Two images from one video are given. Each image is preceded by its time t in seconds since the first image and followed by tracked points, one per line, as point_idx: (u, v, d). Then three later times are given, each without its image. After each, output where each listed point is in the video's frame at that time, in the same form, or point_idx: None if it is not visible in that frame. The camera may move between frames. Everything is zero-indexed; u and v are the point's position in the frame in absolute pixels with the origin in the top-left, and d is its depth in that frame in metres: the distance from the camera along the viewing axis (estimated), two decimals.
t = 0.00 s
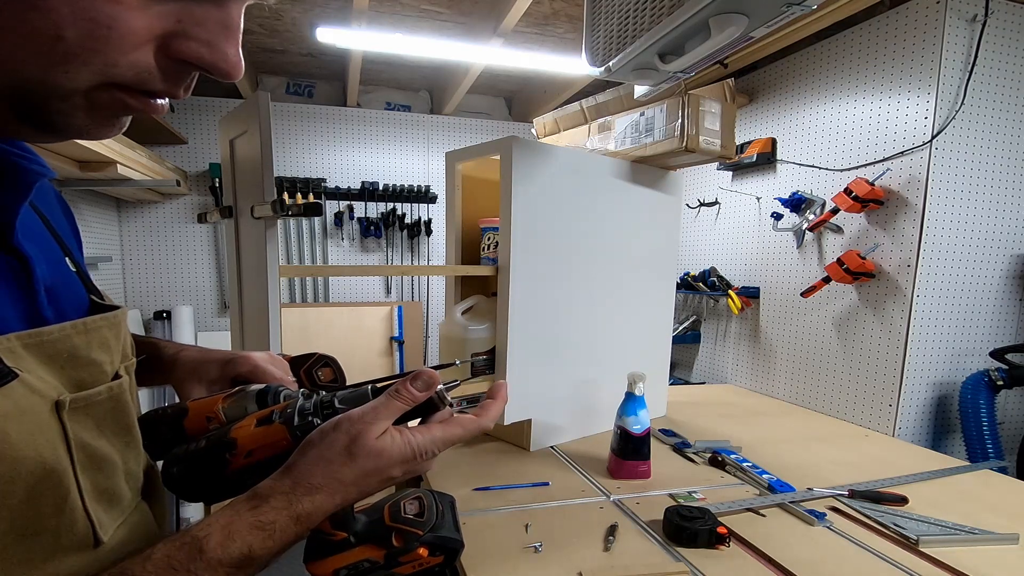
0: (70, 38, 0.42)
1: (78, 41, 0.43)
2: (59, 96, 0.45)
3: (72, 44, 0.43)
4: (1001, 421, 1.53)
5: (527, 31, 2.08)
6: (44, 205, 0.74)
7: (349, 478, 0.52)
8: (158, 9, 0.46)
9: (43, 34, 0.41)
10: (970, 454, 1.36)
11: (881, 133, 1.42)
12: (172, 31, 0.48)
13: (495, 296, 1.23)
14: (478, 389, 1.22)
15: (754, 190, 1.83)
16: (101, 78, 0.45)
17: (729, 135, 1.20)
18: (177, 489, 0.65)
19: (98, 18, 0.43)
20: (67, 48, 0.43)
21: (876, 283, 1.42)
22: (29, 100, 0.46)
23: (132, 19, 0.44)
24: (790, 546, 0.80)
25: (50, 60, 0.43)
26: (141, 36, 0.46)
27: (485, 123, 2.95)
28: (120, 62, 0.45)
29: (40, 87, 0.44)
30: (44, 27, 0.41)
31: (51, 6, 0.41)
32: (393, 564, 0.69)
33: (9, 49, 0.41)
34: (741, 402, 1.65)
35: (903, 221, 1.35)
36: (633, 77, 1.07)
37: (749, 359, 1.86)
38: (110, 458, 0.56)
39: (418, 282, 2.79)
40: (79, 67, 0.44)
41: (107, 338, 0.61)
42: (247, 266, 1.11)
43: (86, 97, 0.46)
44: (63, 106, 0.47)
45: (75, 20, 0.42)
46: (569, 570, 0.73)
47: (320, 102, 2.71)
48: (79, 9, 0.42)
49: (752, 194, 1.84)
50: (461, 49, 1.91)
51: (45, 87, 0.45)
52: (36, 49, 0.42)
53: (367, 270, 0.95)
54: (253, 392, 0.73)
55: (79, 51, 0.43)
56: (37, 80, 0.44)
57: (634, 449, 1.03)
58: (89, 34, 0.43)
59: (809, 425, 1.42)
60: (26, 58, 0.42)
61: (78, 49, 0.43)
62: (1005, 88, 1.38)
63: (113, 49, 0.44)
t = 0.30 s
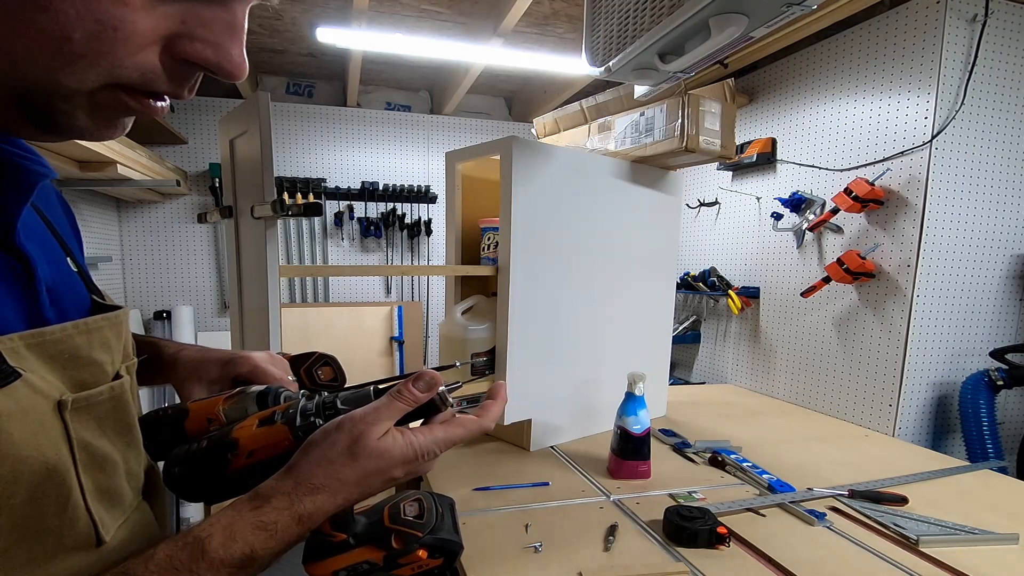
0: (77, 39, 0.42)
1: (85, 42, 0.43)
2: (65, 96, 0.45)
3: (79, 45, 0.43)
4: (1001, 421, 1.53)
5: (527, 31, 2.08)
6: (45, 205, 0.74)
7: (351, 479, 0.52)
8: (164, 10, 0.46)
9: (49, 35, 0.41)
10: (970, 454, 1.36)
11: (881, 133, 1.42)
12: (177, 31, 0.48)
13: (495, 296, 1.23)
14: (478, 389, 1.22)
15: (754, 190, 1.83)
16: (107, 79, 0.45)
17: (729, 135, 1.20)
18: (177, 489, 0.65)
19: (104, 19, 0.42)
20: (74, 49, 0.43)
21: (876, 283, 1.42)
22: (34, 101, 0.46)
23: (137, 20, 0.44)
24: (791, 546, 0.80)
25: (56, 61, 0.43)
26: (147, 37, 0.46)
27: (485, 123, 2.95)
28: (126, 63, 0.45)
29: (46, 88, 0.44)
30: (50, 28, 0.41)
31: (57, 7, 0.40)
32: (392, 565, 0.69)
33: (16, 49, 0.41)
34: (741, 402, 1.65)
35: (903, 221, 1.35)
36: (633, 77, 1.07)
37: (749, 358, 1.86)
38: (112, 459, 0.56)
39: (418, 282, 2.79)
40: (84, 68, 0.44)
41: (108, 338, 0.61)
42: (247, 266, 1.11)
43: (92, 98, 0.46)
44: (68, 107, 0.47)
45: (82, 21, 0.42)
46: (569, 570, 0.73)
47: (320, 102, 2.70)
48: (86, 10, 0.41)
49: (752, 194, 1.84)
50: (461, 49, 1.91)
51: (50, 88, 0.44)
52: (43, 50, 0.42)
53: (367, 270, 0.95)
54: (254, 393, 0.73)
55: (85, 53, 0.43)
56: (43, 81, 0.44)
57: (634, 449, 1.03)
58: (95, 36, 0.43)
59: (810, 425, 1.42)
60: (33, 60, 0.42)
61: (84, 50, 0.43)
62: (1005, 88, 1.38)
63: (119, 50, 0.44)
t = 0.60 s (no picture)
0: (80, 39, 0.42)
1: (88, 41, 0.43)
2: (67, 95, 0.45)
3: (82, 45, 0.43)
4: (1002, 421, 1.53)
5: (526, 31, 2.08)
6: (46, 205, 0.74)
7: (352, 477, 0.52)
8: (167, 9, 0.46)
9: (52, 34, 0.41)
10: (970, 454, 1.36)
11: (881, 133, 1.42)
12: (179, 30, 0.48)
13: (495, 296, 1.23)
14: (478, 389, 1.22)
15: (754, 190, 1.83)
16: (110, 79, 0.45)
17: (729, 135, 1.20)
18: (178, 488, 0.65)
19: (107, 18, 0.43)
20: (78, 48, 0.43)
21: (876, 283, 1.42)
22: (37, 100, 0.46)
23: (140, 20, 0.44)
24: (791, 546, 0.80)
25: (59, 60, 0.43)
26: (150, 36, 0.46)
27: (485, 123, 2.95)
28: (128, 63, 0.45)
29: (48, 87, 0.44)
30: (54, 27, 0.41)
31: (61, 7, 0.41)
32: (392, 564, 0.69)
33: (19, 48, 0.41)
34: (741, 401, 1.65)
35: (903, 221, 1.35)
36: (633, 77, 1.07)
37: (749, 358, 1.86)
38: (113, 457, 0.56)
39: (418, 282, 2.79)
40: (87, 67, 0.44)
41: (109, 338, 0.61)
42: (247, 266, 1.11)
43: (93, 96, 0.46)
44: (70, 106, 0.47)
45: (85, 20, 0.42)
46: (569, 570, 0.73)
47: (320, 102, 2.70)
48: (89, 10, 0.42)
49: (752, 194, 1.84)
50: (461, 49, 1.91)
51: (53, 87, 0.44)
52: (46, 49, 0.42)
53: (367, 270, 0.95)
54: (255, 392, 0.73)
55: (89, 52, 0.43)
56: (46, 80, 0.44)
57: (634, 449, 1.03)
58: (99, 35, 0.43)
59: (810, 425, 1.42)
60: (37, 59, 0.42)
61: (87, 49, 0.43)
62: (1006, 88, 1.38)
63: (122, 50, 0.44)
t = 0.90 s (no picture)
0: (87, 40, 0.42)
1: (95, 42, 0.43)
2: (73, 96, 0.45)
3: (88, 46, 0.43)
4: (1001, 421, 1.53)
5: (526, 31, 2.08)
6: (48, 205, 0.74)
7: (353, 477, 0.52)
8: (172, 11, 0.46)
9: (59, 35, 0.41)
10: (970, 454, 1.36)
11: (881, 133, 1.42)
12: (184, 31, 0.48)
13: (495, 296, 1.23)
14: (479, 389, 1.22)
15: (754, 190, 1.83)
16: (115, 80, 0.45)
17: (729, 135, 1.20)
18: (179, 488, 0.65)
19: (113, 20, 0.42)
20: (84, 49, 0.43)
21: (876, 283, 1.42)
22: (42, 101, 0.46)
23: (146, 21, 0.44)
24: (791, 546, 0.80)
25: (65, 61, 0.43)
26: (155, 37, 0.46)
27: (485, 123, 2.95)
28: (134, 64, 0.45)
29: (54, 88, 0.44)
30: (61, 28, 0.41)
31: (67, 8, 0.41)
32: (392, 564, 0.69)
33: (24, 48, 0.41)
34: (741, 401, 1.66)
35: (903, 221, 1.35)
36: (633, 77, 1.07)
37: (749, 358, 1.86)
38: (114, 457, 0.56)
39: (418, 282, 2.79)
40: (93, 68, 0.44)
41: (111, 338, 0.61)
42: (247, 266, 1.11)
43: (98, 98, 0.46)
44: (75, 107, 0.47)
45: (91, 21, 0.42)
46: (569, 570, 0.73)
47: (320, 102, 2.70)
48: (95, 11, 0.42)
49: (752, 194, 1.84)
50: (461, 49, 1.91)
51: (58, 87, 0.44)
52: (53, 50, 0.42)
53: (367, 270, 0.95)
54: (256, 392, 0.73)
55: (94, 53, 0.43)
56: (51, 81, 0.44)
57: (634, 449, 1.03)
58: (104, 36, 0.43)
59: (810, 425, 1.42)
60: (42, 60, 0.42)
61: (93, 50, 0.43)
62: (1005, 89, 1.38)
63: (127, 51, 0.44)
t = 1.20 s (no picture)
0: (90, 40, 0.42)
1: (98, 42, 0.43)
2: (76, 96, 0.45)
3: (91, 45, 0.43)
4: (1001, 421, 1.53)
5: (526, 31, 2.08)
6: (49, 205, 0.74)
7: (354, 477, 0.52)
8: (174, 11, 0.46)
9: (63, 35, 0.41)
10: (970, 454, 1.36)
11: (881, 133, 1.42)
12: (187, 31, 0.48)
13: (495, 296, 1.23)
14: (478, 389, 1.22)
15: (754, 190, 1.83)
16: (118, 79, 0.45)
17: (729, 136, 1.20)
18: (179, 488, 0.65)
19: (117, 20, 0.42)
20: (87, 49, 0.43)
21: (876, 283, 1.42)
22: (46, 102, 0.46)
23: (149, 21, 0.44)
24: (791, 546, 0.80)
25: (69, 60, 0.43)
26: (158, 37, 0.46)
27: (485, 123, 2.95)
28: (136, 63, 0.45)
29: (57, 88, 0.44)
30: (65, 28, 0.41)
31: (72, 9, 0.41)
32: (393, 565, 0.69)
33: (27, 47, 0.41)
34: (740, 401, 1.65)
35: (903, 221, 1.35)
36: (633, 77, 1.07)
37: (749, 358, 1.86)
38: (115, 458, 0.56)
39: (418, 282, 2.80)
40: (96, 68, 0.44)
41: (111, 337, 0.61)
42: (247, 266, 1.11)
43: (101, 97, 0.46)
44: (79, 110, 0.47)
45: (95, 21, 0.42)
46: (569, 570, 0.73)
47: (320, 102, 2.70)
48: (99, 11, 0.42)
49: (752, 194, 1.84)
50: (461, 49, 1.91)
51: (61, 87, 0.44)
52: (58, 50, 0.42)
53: (367, 270, 0.95)
54: (256, 393, 0.73)
55: (97, 52, 0.43)
56: (55, 81, 0.44)
57: (634, 449, 1.03)
58: (107, 36, 0.43)
59: (810, 426, 1.42)
60: (45, 59, 0.42)
61: (96, 49, 0.43)
62: (1005, 89, 1.38)
63: (130, 51, 0.44)
